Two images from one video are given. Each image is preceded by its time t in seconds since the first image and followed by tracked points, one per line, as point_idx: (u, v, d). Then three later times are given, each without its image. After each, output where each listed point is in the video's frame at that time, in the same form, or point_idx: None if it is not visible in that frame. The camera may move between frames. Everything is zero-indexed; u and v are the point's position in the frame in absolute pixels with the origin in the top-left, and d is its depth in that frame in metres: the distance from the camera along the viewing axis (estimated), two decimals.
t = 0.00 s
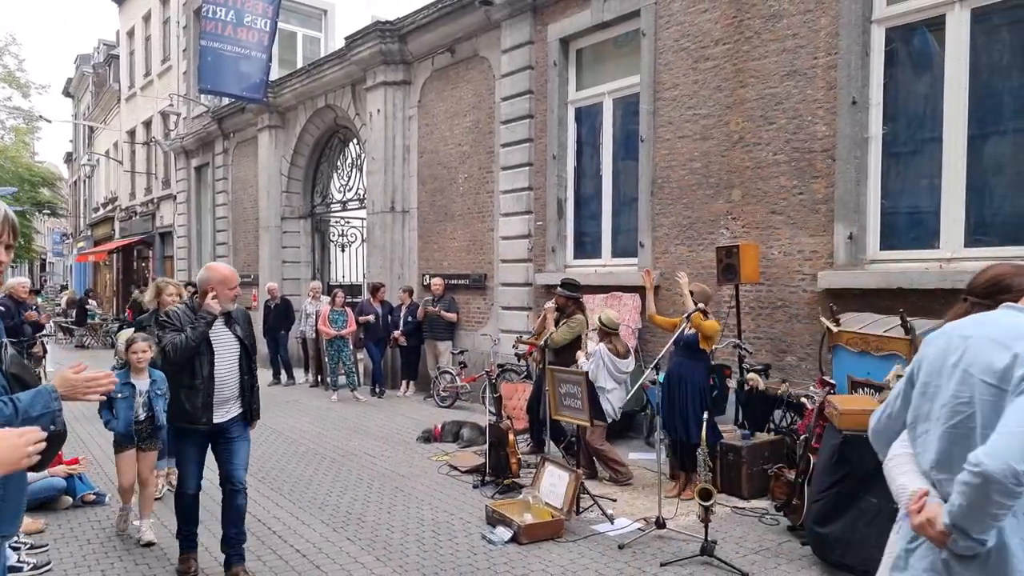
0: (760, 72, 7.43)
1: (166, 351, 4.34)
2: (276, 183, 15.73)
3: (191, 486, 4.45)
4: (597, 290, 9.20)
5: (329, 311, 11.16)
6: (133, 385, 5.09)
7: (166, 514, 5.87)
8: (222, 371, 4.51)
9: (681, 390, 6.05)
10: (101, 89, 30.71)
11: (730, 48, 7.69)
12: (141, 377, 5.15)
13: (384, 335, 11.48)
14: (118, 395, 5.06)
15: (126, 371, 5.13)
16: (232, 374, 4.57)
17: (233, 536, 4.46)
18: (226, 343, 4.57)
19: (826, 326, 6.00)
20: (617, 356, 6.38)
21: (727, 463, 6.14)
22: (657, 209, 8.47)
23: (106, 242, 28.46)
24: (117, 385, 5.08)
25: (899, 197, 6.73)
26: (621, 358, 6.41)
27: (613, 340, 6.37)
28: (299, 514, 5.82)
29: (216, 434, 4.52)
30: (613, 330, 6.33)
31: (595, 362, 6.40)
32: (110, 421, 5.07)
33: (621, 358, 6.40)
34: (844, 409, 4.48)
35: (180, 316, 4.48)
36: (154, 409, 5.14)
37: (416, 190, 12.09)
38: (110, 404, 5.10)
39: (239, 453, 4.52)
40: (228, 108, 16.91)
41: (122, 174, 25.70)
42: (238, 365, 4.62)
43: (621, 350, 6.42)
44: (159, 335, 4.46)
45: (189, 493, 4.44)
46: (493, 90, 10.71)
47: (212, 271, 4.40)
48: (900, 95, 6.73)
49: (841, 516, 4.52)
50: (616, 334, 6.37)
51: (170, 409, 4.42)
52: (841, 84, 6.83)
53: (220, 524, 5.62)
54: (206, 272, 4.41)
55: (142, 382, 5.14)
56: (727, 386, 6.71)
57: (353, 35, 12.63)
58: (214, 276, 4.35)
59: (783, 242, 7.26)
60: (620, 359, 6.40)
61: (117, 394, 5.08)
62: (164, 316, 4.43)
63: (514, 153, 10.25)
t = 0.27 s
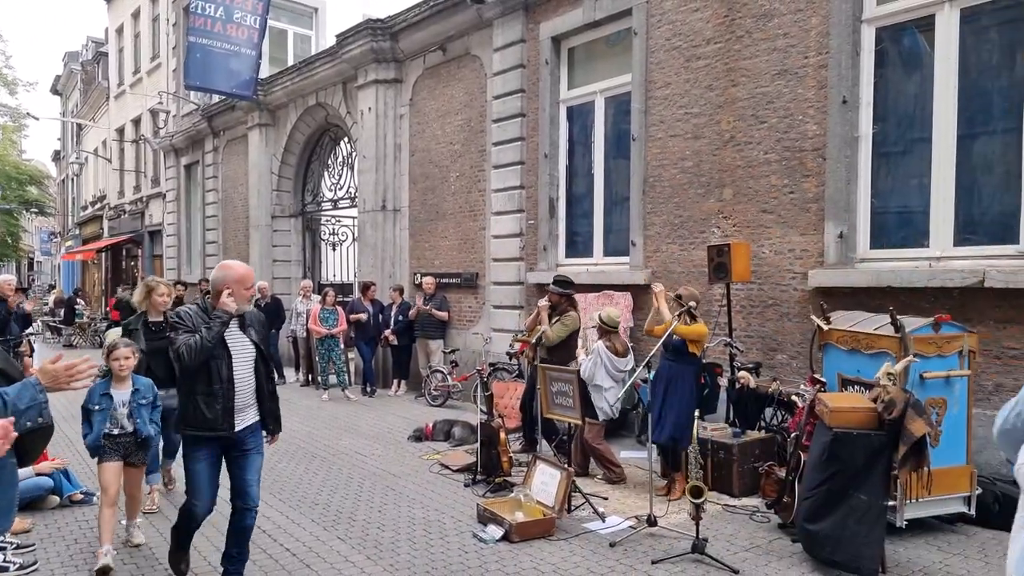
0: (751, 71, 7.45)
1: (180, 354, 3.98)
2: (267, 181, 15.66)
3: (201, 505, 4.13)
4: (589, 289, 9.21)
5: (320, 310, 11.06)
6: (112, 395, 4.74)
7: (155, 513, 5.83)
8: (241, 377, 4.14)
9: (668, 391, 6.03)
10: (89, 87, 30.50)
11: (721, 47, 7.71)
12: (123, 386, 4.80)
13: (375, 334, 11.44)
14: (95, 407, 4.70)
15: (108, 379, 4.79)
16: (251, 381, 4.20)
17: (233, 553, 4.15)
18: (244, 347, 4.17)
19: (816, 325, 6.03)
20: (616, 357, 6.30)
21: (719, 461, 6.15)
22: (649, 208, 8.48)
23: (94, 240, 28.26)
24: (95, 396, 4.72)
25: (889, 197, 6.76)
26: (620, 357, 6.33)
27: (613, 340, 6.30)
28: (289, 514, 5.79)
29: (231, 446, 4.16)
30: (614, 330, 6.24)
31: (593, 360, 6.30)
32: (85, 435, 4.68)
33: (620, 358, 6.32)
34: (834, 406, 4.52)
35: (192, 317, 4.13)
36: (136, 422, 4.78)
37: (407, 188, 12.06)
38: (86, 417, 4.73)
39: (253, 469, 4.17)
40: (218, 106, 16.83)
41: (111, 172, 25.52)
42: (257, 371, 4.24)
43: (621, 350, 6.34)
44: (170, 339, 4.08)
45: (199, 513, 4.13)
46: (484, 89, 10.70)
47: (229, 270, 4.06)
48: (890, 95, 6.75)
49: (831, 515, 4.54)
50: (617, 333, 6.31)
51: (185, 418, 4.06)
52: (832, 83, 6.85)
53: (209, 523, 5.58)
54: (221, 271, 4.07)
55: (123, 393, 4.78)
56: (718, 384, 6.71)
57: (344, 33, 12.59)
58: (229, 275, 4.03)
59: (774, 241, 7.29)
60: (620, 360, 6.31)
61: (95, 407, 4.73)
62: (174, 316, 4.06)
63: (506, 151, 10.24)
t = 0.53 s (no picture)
0: (742, 70, 7.47)
1: (179, 352, 3.77)
2: (257, 179, 15.59)
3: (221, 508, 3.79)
4: (580, 287, 9.20)
5: (311, 308, 10.96)
6: (96, 393, 4.54)
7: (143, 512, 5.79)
8: (248, 374, 3.95)
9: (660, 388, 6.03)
10: (77, 85, 30.29)
11: (712, 46, 7.72)
12: (109, 382, 4.62)
13: (366, 333, 11.40)
14: (80, 406, 4.50)
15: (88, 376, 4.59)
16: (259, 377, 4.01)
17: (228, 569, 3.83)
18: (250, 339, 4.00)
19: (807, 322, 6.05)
20: (612, 357, 6.30)
21: (710, 459, 6.16)
22: (640, 207, 8.49)
23: (82, 239, 28.05)
24: (78, 395, 4.51)
25: (878, 195, 6.79)
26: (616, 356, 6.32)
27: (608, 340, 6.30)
28: (279, 513, 5.76)
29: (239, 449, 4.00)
30: (610, 328, 6.24)
31: (589, 360, 6.31)
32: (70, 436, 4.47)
33: (616, 356, 6.31)
34: (824, 403, 4.54)
35: (194, 311, 3.91)
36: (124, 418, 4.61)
37: (398, 186, 12.02)
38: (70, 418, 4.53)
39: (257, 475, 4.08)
40: (207, 104, 16.73)
41: (99, 170, 25.34)
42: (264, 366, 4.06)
43: (617, 350, 6.35)
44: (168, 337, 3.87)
45: (220, 520, 3.77)
46: (476, 87, 10.68)
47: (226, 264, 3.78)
48: (880, 94, 6.78)
49: (821, 512, 4.54)
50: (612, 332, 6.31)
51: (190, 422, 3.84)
52: (822, 82, 6.88)
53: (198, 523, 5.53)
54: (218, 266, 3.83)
55: (109, 388, 4.60)
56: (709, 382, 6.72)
57: (335, 30, 12.54)
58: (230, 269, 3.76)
59: (765, 239, 7.31)
60: (616, 360, 6.31)
61: (79, 406, 4.51)
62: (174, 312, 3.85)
63: (497, 150, 10.22)
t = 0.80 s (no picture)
0: (733, 68, 7.48)
1: (173, 366, 3.45)
2: (246, 178, 15.51)
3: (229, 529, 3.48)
4: (571, 286, 9.20)
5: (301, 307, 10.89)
6: (102, 407, 4.17)
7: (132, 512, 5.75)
8: (249, 387, 3.57)
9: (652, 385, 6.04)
10: (64, 82, 30.06)
11: (703, 45, 7.74)
12: (110, 394, 4.25)
13: (356, 331, 11.36)
14: (83, 422, 4.09)
15: (89, 387, 4.20)
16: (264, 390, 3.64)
17: None
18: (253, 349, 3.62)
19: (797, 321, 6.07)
20: (603, 351, 6.31)
21: (700, 457, 6.18)
22: (631, 205, 8.49)
23: (70, 238, 27.85)
24: (79, 410, 4.11)
25: (868, 194, 6.82)
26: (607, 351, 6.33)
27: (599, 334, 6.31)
28: (269, 512, 5.73)
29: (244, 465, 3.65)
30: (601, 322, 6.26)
31: (580, 354, 6.35)
32: (72, 456, 4.05)
33: (607, 352, 6.31)
34: (813, 401, 4.55)
35: (192, 319, 3.58)
36: (126, 434, 4.28)
37: (389, 185, 11.99)
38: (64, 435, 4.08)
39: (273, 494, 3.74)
40: (196, 101, 16.63)
41: (87, 168, 25.15)
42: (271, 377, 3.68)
43: (609, 344, 6.36)
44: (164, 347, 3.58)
45: (228, 543, 3.48)
46: (467, 85, 10.66)
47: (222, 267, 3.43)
48: (870, 93, 6.81)
49: (812, 508, 4.55)
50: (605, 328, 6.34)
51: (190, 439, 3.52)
52: (812, 81, 6.90)
53: (188, 523, 5.50)
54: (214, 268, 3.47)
55: (113, 402, 4.24)
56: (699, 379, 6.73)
57: (325, 27, 12.49)
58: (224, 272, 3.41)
59: (755, 238, 7.33)
60: (607, 354, 6.32)
61: (80, 420, 4.11)
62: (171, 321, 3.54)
63: (488, 148, 10.21)
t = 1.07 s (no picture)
0: (722, 66, 7.50)
1: (183, 364, 3.20)
2: (235, 175, 15.42)
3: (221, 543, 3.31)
4: (561, 284, 9.20)
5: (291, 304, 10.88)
6: (102, 409, 3.91)
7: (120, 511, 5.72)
8: (262, 388, 3.34)
9: (646, 384, 6.05)
10: (50, 78, 29.78)
11: (693, 43, 7.75)
12: (109, 396, 3.99)
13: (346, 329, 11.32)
14: (83, 425, 3.85)
15: (88, 388, 3.94)
16: (281, 391, 3.40)
17: None
18: (270, 346, 3.39)
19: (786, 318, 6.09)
20: (591, 350, 6.28)
21: (690, 454, 6.19)
22: (621, 203, 8.50)
23: (56, 235, 27.61)
24: (77, 412, 3.85)
25: (857, 192, 6.85)
26: (596, 349, 6.30)
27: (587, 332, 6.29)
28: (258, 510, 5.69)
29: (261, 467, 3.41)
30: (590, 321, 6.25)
31: (569, 353, 6.34)
32: (73, 462, 3.80)
33: (597, 350, 6.29)
34: (802, 398, 4.57)
35: (205, 311, 3.32)
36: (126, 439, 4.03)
37: (378, 182, 11.96)
38: (63, 439, 3.84)
39: (292, 494, 3.42)
40: (184, 98, 16.52)
41: (73, 165, 24.94)
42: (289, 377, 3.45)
43: (598, 343, 6.34)
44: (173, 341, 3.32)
45: (222, 554, 3.30)
46: (456, 82, 10.64)
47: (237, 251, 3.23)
48: (859, 92, 6.84)
49: (801, 505, 4.57)
50: (594, 326, 6.32)
51: (194, 441, 3.31)
52: (801, 79, 6.93)
53: (175, 522, 5.46)
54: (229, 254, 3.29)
55: (113, 404, 3.98)
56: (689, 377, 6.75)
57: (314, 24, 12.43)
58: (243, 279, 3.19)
59: (744, 236, 7.35)
60: (595, 353, 6.29)
61: (78, 425, 3.85)
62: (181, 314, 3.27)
63: (478, 146, 10.19)
